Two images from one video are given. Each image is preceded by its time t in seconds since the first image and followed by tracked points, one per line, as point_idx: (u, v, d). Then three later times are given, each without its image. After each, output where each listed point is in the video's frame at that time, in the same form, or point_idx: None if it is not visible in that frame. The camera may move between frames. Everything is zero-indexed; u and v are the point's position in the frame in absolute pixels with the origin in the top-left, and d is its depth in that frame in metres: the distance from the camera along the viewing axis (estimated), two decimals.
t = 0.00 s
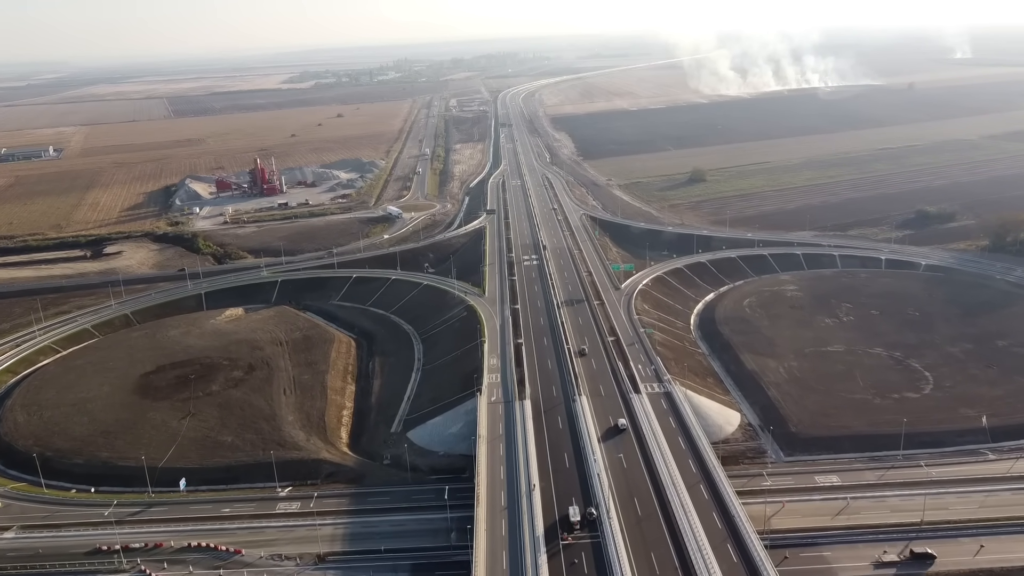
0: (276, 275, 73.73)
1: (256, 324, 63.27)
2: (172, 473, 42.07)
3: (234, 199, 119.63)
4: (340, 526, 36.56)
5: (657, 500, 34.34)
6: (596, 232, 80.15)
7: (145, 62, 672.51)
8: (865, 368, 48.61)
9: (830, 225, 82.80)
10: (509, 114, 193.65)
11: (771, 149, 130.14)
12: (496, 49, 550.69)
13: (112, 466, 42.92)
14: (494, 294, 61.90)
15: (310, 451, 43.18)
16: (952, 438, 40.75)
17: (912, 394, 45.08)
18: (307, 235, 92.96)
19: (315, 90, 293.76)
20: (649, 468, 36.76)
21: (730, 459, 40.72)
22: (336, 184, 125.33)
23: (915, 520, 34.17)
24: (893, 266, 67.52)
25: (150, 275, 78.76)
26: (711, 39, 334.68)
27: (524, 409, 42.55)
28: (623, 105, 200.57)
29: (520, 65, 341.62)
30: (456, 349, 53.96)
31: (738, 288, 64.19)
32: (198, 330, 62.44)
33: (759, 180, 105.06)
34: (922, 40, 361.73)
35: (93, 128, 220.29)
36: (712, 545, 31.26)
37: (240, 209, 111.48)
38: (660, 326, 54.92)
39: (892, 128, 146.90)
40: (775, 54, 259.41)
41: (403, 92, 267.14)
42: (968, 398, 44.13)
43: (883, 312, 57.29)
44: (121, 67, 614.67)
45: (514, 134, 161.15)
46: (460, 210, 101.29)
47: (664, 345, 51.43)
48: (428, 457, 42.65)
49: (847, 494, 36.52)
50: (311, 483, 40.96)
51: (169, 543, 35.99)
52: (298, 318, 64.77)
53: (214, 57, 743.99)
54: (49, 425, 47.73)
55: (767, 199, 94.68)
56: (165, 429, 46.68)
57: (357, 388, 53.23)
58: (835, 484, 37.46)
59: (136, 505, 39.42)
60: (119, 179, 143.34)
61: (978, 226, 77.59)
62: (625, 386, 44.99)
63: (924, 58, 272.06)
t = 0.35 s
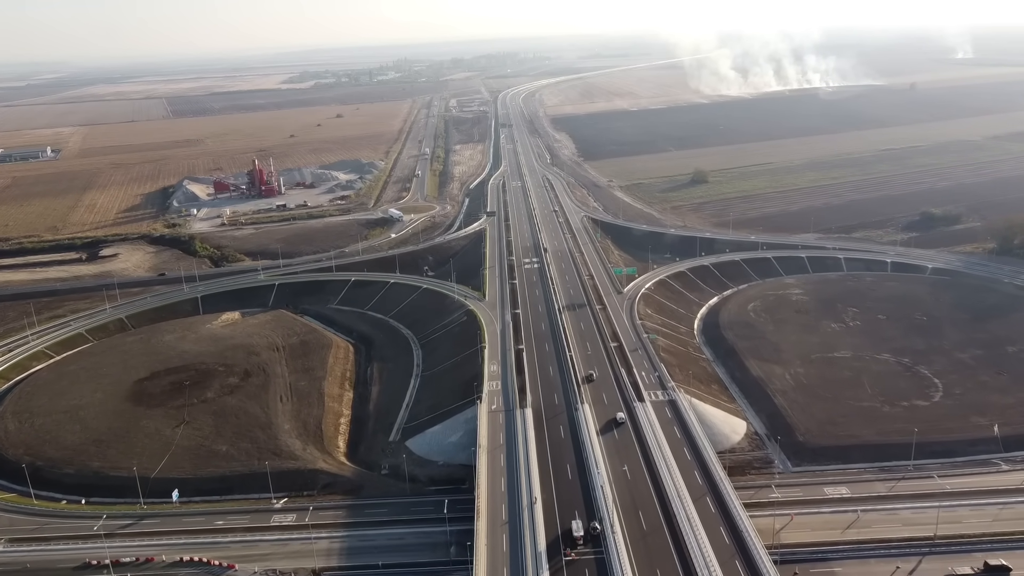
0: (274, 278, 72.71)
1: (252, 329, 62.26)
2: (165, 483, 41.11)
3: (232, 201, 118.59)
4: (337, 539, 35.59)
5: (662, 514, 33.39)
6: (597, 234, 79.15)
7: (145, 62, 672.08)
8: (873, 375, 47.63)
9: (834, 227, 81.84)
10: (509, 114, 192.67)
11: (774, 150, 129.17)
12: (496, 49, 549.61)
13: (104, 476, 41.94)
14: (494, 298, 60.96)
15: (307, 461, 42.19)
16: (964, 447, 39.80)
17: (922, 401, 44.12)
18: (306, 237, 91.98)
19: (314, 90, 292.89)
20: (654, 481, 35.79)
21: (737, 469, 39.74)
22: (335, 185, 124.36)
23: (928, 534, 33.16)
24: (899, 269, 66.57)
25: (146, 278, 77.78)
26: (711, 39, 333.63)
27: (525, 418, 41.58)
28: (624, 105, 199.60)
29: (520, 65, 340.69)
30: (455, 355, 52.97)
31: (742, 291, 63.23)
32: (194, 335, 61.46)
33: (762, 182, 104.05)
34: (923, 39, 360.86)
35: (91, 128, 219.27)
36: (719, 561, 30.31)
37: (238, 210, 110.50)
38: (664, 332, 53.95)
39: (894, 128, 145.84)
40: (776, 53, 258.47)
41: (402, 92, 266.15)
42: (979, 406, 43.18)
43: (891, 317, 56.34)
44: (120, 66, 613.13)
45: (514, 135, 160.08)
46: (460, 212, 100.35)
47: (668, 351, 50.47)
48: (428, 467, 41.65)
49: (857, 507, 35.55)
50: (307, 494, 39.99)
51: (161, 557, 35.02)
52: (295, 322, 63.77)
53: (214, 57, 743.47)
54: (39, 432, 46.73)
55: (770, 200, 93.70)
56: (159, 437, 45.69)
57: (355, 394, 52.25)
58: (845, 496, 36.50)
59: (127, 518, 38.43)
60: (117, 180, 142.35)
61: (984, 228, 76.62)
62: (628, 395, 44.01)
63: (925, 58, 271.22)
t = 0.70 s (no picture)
0: (271, 282, 71.70)
1: (249, 334, 61.26)
2: (157, 495, 40.14)
3: (229, 202, 117.54)
4: (332, 554, 34.58)
5: (668, 528, 32.43)
6: (598, 237, 78.16)
7: (145, 62, 672.05)
8: (882, 383, 46.63)
9: (838, 229, 80.86)
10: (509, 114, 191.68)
11: (776, 151, 128.20)
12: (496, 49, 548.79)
13: (94, 487, 40.95)
14: (494, 303, 59.98)
15: (303, 471, 41.20)
16: (977, 458, 38.80)
17: (932, 410, 43.14)
18: (304, 239, 90.95)
19: (314, 90, 291.94)
20: (659, 494, 34.81)
21: (743, 480, 38.76)
22: (333, 187, 123.37)
23: (943, 550, 32.16)
24: (906, 272, 65.60)
25: (142, 281, 76.72)
26: (712, 39, 332.66)
27: (526, 428, 40.64)
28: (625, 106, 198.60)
29: (520, 65, 339.87)
30: (455, 361, 51.95)
31: (746, 295, 62.27)
32: (189, 340, 60.43)
33: (765, 183, 103.04)
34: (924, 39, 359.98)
35: (89, 129, 218.12)
36: None
37: (236, 212, 109.49)
38: (667, 337, 52.98)
39: (897, 129, 144.84)
40: (777, 53, 257.76)
41: (402, 92, 265.27)
42: (991, 415, 42.19)
43: (898, 322, 55.35)
44: (120, 67, 612.05)
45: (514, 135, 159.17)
46: (460, 214, 99.37)
47: (672, 358, 49.51)
48: (426, 477, 40.64)
49: (868, 520, 34.55)
50: (302, 506, 38.98)
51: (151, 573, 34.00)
52: (292, 327, 62.76)
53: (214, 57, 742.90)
54: (29, 441, 45.72)
55: (773, 202, 92.75)
56: (151, 446, 44.69)
57: (352, 402, 51.24)
58: (855, 509, 35.49)
59: (117, 531, 37.39)
60: (114, 181, 141.32)
61: (990, 231, 75.66)
62: (632, 403, 43.01)
63: (926, 59, 270.66)
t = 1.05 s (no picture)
0: (268, 285, 70.72)
1: (245, 339, 60.28)
2: (149, 506, 39.17)
3: (227, 204, 116.53)
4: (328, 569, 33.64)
5: (674, 543, 31.48)
6: (600, 239, 77.24)
7: (144, 62, 671.28)
8: (890, 390, 45.68)
9: (842, 231, 79.94)
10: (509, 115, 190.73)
11: (777, 152, 127.29)
12: (496, 49, 547.64)
13: (85, 498, 39.96)
14: (495, 307, 59.04)
15: (298, 482, 40.22)
16: (990, 468, 37.88)
17: (942, 418, 42.22)
18: (302, 242, 90.00)
19: (313, 90, 290.83)
20: (664, 507, 33.84)
21: (750, 491, 37.81)
22: (332, 188, 122.34)
23: (956, 566, 31.23)
24: (912, 276, 64.72)
25: (137, 284, 75.71)
26: (713, 39, 331.56)
27: (528, 437, 39.71)
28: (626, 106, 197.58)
29: (520, 66, 338.68)
30: (454, 367, 51.00)
31: (751, 299, 61.31)
32: (184, 345, 59.45)
33: (768, 185, 102.08)
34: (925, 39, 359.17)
35: (87, 129, 216.75)
36: None
37: (234, 214, 108.50)
38: (671, 343, 52.04)
39: (899, 129, 143.95)
40: (777, 53, 256.92)
41: (402, 92, 264.30)
42: (1002, 424, 41.27)
43: (905, 327, 54.45)
44: (119, 67, 610.34)
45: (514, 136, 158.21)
46: (459, 215, 98.42)
47: (675, 364, 48.55)
48: (425, 488, 39.68)
49: (879, 534, 33.62)
50: (297, 517, 38.04)
51: None
52: (289, 331, 61.77)
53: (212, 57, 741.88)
54: (19, 450, 44.70)
55: (776, 204, 91.82)
56: (144, 455, 43.69)
57: (350, 409, 50.29)
58: (865, 522, 34.57)
59: (107, 544, 36.41)
60: (111, 182, 140.22)
61: (996, 234, 74.81)
62: (636, 411, 42.06)
63: (927, 58, 269.85)
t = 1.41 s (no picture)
0: (264, 289, 69.72)
1: (240, 344, 59.29)
2: (141, 518, 38.19)
3: (225, 205, 115.49)
4: None
5: (680, 559, 30.50)
6: (601, 242, 76.32)
7: (144, 62, 670.80)
8: (899, 398, 44.68)
9: (846, 234, 78.99)
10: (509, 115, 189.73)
11: (780, 153, 126.34)
12: (496, 49, 546.87)
13: (74, 510, 38.95)
14: (495, 311, 58.09)
15: (294, 493, 39.22)
16: (1003, 480, 36.91)
17: (952, 427, 41.26)
18: (300, 244, 89.04)
19: (312, 90, 289.82)
20: (669, 521, 32.87)
21: (756, 503, 36.83)
22: (330, 189, 121.36)
23: None
24: (918, 279, 63.78)
25: (132, 287, 74.73)
26: (713, 38, 330.54)
27: (529, 447, 38.72)
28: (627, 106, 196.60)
29: (520, 66, 337.61)
30: (454, 374, 49.99)
31: (755, 303, 60.34)
32: (179, 350, 58.46)
33: (770, 186, 101.10)
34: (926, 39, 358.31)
35: (85, 130, 215.65)
36: None
37: (231, 215, 107.54)
38: (674, 349, 51.07)
39: (902, 130, 142.96)
40: (778, 52, 256.10)
41: (401, 92, 263.35)
42: (1014, 433, 40.29)
43: (912, 332, 53.50)
44: (119, 67, 608.81)
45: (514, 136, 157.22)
46: (459, 217, 97.50)
47: (679, 370, 47.58)
48: (423, 499, 38.72)
49: (890, 548, 32.67)
50: (292, 530, 37.10)
51: None
52: (286, 336, 60.76)
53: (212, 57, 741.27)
54: (8, 458, 43.69)
55: (779, 206, 90.89)
56: (136, 465, 42.69)
57: (347, 417, 49.32)
58: (876, 536, 33.60)
59: (97, 558, 35.45)
60: (109, 183, 139.22)
61: (1003, 236, 73.86)
62: (639, 421, 41.05)
63: (929, 59, 268.86)
